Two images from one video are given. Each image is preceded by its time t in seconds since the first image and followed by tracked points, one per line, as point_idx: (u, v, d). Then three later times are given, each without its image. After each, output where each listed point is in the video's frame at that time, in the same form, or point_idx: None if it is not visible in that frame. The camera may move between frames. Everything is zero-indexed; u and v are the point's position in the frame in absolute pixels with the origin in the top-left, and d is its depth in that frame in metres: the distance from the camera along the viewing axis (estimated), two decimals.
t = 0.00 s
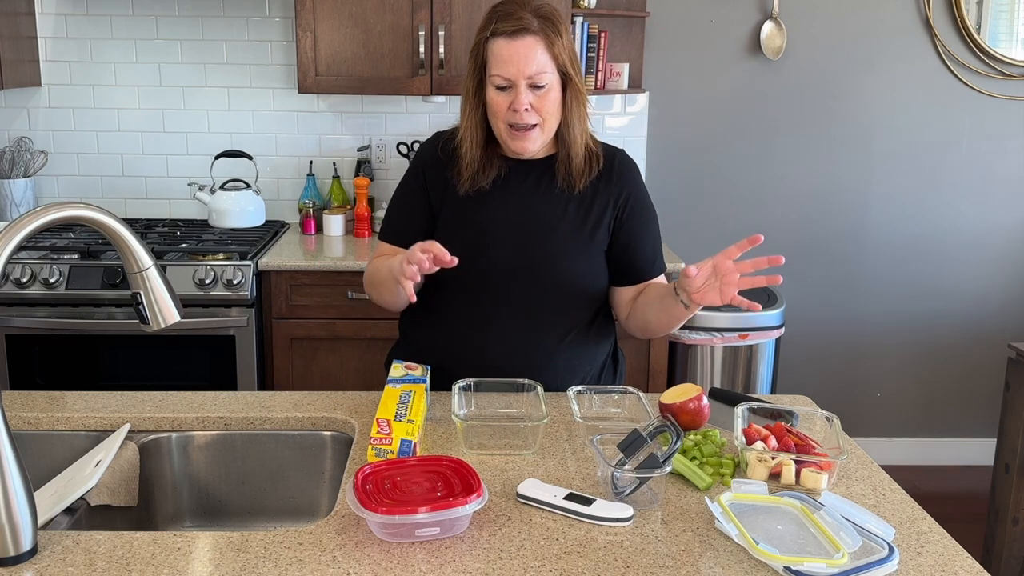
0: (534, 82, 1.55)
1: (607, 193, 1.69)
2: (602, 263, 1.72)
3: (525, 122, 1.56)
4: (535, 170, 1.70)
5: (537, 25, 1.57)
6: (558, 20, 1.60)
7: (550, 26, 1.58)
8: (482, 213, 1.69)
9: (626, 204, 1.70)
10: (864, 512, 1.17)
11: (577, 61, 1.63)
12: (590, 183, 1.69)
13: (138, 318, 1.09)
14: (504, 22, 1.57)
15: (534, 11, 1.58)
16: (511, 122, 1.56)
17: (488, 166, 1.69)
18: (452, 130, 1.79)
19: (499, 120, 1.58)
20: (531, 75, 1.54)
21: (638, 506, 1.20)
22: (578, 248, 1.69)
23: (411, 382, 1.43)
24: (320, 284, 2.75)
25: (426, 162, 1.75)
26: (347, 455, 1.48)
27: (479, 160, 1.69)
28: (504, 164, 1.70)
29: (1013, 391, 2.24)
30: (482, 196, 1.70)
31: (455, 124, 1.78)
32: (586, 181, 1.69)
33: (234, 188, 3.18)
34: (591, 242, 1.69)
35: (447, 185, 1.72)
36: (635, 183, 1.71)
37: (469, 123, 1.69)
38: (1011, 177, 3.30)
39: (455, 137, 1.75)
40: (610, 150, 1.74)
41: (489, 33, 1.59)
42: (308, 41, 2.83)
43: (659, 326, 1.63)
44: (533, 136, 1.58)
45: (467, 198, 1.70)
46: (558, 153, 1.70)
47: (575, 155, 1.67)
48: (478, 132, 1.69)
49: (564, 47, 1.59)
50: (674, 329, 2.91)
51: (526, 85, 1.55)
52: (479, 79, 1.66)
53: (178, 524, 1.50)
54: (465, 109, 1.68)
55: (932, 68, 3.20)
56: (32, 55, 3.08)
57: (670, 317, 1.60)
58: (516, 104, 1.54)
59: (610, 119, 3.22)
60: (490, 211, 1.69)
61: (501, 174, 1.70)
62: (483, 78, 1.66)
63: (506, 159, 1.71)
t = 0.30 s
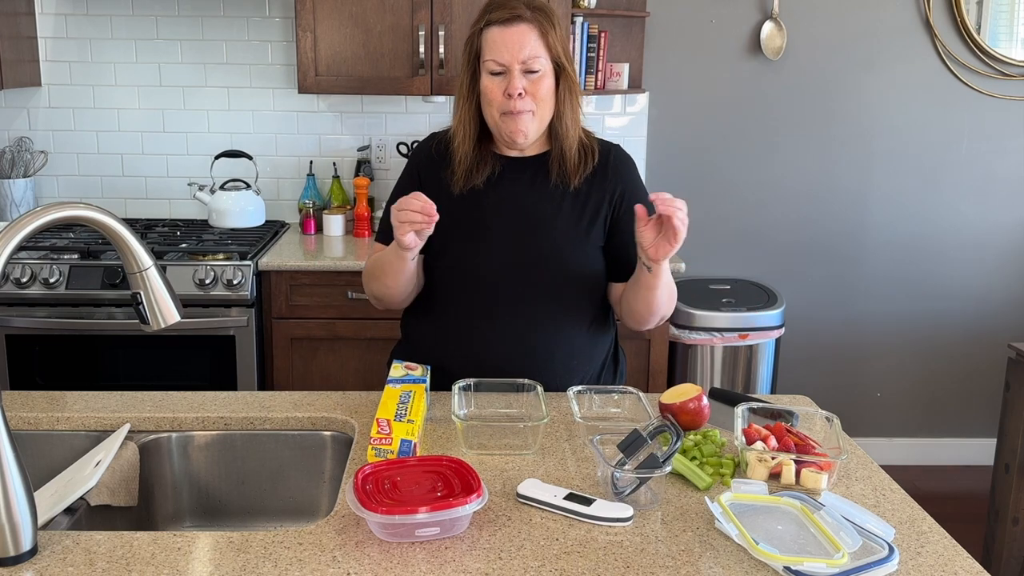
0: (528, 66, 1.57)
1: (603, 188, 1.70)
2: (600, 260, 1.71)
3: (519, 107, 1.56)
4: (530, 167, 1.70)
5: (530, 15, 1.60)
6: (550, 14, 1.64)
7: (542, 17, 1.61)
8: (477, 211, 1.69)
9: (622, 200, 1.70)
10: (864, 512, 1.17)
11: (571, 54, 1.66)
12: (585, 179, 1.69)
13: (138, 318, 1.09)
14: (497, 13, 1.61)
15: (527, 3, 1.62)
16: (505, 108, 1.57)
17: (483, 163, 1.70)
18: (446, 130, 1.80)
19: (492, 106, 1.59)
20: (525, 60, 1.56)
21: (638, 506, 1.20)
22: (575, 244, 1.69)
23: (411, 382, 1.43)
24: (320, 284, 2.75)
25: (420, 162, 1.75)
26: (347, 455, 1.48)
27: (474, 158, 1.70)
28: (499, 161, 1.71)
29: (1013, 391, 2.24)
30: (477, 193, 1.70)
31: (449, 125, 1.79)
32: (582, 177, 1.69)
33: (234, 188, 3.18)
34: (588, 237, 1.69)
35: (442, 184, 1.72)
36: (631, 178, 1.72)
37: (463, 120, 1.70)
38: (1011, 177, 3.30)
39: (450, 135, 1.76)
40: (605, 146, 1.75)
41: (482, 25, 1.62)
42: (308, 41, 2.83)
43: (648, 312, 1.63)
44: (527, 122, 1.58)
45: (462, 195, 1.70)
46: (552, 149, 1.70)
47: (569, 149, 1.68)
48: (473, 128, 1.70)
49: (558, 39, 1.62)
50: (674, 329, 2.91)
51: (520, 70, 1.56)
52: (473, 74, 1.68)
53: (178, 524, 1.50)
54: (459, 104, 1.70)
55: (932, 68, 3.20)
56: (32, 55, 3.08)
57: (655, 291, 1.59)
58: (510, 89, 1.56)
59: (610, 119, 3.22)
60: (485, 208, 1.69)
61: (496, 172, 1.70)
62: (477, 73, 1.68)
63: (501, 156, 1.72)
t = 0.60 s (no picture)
0: (530, 57, 1.59)
1: (603, 191, 1.70)
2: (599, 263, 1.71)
3: (523, 98, 1.58)
4: (530, 170, 1.70)
5: (530, 11, 1.63)
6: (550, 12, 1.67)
7: (543, 12, 1.64)
8: (477, 215, 1.70)
9: (622, 204, 1.70)
10: (864, 512, 1.17)
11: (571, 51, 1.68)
12: (585, 182, 1.69)
13: (138, 318, 1.09)
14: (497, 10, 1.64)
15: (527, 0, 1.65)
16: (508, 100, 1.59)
17: (483, 165, 1.71)
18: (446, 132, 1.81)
19: (493, 98, 1.60)
20: (527, 51, 1.59)
21: (638, 506, 1.20)
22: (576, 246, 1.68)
23: (411, 382, 1.43)
24: (320, 284, 2.75)
25: (421, 165, 1.76)
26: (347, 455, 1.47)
27: (474, 159, 1.71)
28: (499, 163, 1.71)
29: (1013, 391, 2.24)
30: (477, 195, 1.70)
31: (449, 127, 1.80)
32: (582, 179, 1.69)
33: (234, 188, 3.18)
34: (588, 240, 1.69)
35: (442, 186, 1.73)
36: (631, 180, 1.72)
37: (464, 121, 1.71)
38: (1011, 177, 3.30)
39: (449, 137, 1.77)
40: (606, 148, 1.75)
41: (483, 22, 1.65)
42: (308, 41, 2.83)
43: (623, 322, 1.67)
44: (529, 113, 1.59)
45: (462, 198, 1.71)
46: (553, 151, 1.71)
47: (569, 150, 1.69)
48: (473, 128, 1.71)
49: (558, 35, 1.64)
50: (674, 329, 2.91)
51: (522, 61, 1.59)
52: (473, 74, 1.70)
53: (178, 524, 1.50)
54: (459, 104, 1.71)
55: (932, 68, 3.20)
56: (32, 55, 3.08)
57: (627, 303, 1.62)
58: (513, 80, 1.58)
59: (610, 119, 3.22)
60: (485, 212, 1.69)
61: (496, 175, 1.71)
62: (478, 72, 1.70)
63: (502, 157, 1.72)
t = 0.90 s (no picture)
0: (535, 61, 1.59)
1: (608, 193, 1.69)
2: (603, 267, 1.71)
3: (528, 104, 1.59)
4: (535, 172, 1.70)
5: (535, 12, 1.62)
6: (555, 12, 1.65)
7: (548, 14, 1.63)
8: (481, 217, 1.70)
9: (627, 206, 1.70)
10: (864, 512, 1.17)
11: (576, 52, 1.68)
12: (589, 185, 1.69)
13: (138, 318, 1.09)
14: (502, 10, 1.63)
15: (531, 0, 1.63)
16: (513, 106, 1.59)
17: (487, 166, 1.70)
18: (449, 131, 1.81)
19: (499, 103, 1.61)
20: (531, 55, 1.59)
21: (638, 506, 1.20)
22: (579, 249, 1.69)
23: (411, 382, 1.43)
24: (320, 283, 2.75)
25: (425, 166, 1.76)
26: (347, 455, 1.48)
27: (478, 161, 1.70)
28: (503, 164, 1.71)
29: (1013, 391, 2.24)
30: (481, 197, 1.70)
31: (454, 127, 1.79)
32: (586, 182, 1.69)
33: (234, 188, 3.18)
34: (591, 242, 1.69)
35: (445, 187, 1.73)
36: (636, 182, 1.71)
37: (468, 122, 1.71)
38: (1011, 177, 3.30)
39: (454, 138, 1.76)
40: (611, 150, 1.74)
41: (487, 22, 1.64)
42: (308, 41, 2.83)
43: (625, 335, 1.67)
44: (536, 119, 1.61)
45: (466, 200, 1.71)
46: (558, 153, 1.70)
47: (575, 152, 1.68)
48: (477, 129, 1.71)
49: (563, 36, 1.63)
50: (674, 329, 2.91)
51: (527, 65, 1.59)
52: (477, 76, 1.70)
53: (178, 524, 1.50)
54: (464, 106, 1.71)
55: (932, 68, 3.20)
56: (32, 55, 3.08)
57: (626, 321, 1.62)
58: (518, 85, 1.58)
59: (610, 119, 3.22)
60: (489, 214, 1.70)
61: (500, 177, 1.70)
62: (481, 72, 1.70)
63: (506, 158, 1.72)
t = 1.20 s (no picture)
0: (533, 64, 1.59)
1: (608, 194, 1.69)
2: (603, 268, 1.72)
3: (526, 105, 1.60)
4: (535, 172, 1.70)
5: (534, 14, 1.61)
6: (553, 13, 1.65)
7: (546, 15, 1.62)
8: (481, 218, 1.70)
9: (627, 207, 1.70)
10: (864, 512, 1.17)
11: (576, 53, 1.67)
12: (590, 186, 1.69)
13: (138, 318, 1.09)
14: (500, 10, 1.62)
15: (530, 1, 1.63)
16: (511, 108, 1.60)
17: (486, 167, 1.70)
18: (449, 132, 1.81)
19: (497, 105, 1.61)
20: (529, 57, 1.59)
21: (638, 506, 1.20)
22: (580, 250, 1.69)
23: (411, 382, 1.43)
24: (320, 284, 2.75)
25: (425, 166, 1.76)
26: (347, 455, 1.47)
27: (478, 162, 1.70)
28: (503, 164, 1.71)
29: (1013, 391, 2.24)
30: (480, 198, 1.70)
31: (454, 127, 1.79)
32: (586, 183, 1.69)
33: (234, 188, 3.18)
34: (592, 243, 1.69)
35: (444, 188, 1.73)
36: (636, 183, 1.71)
37: (468, 123, 1.71)
38: (1011, 177, 3.30)
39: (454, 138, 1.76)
40: (612, 150, 1.74)
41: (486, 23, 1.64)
42: (308, 41, 2.83)
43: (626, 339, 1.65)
44: (534, 123, 1.62)
45: (466, 200, 1.71)
46: (558, 153, 1.70)
47: (575, 153, 1.68)
48: (477, 129, 1.71)
49: (562, 37, 1.63)
50: (674, 329, 2.91)
51: (525, 68, 1.59)
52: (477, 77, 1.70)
53: (178, 524, 1.50)
54: (464, 107, 1.71)
55: (932, 68, 3.20)
56: (32, 55, 3.08)
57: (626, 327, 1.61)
58: (515, 87, 1.58)
59: (610, 119, 3.22)
60: (489, 214, 1.70)
61: (500, 177, 1.70)
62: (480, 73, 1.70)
63: (506, 159, 1.72)
